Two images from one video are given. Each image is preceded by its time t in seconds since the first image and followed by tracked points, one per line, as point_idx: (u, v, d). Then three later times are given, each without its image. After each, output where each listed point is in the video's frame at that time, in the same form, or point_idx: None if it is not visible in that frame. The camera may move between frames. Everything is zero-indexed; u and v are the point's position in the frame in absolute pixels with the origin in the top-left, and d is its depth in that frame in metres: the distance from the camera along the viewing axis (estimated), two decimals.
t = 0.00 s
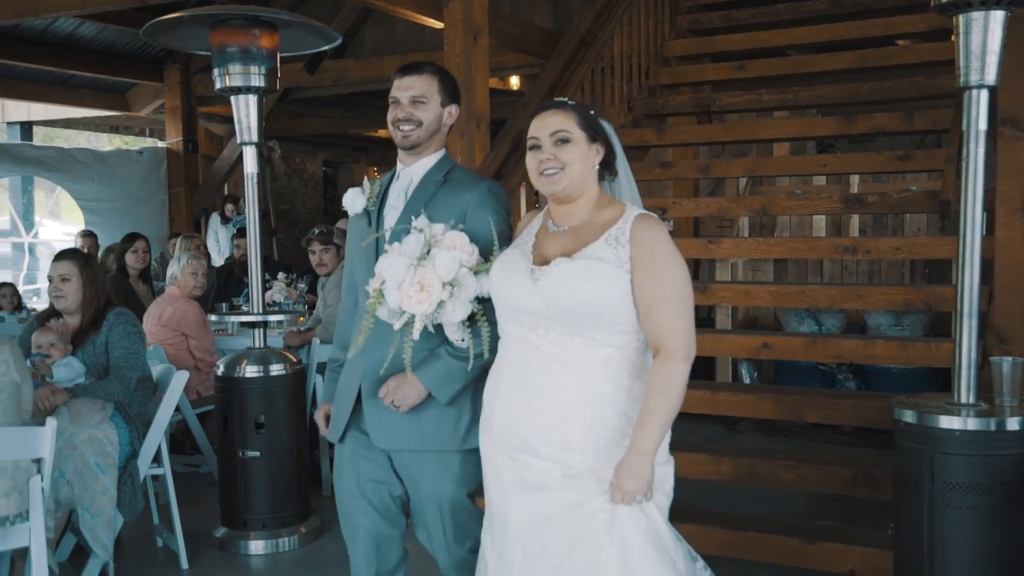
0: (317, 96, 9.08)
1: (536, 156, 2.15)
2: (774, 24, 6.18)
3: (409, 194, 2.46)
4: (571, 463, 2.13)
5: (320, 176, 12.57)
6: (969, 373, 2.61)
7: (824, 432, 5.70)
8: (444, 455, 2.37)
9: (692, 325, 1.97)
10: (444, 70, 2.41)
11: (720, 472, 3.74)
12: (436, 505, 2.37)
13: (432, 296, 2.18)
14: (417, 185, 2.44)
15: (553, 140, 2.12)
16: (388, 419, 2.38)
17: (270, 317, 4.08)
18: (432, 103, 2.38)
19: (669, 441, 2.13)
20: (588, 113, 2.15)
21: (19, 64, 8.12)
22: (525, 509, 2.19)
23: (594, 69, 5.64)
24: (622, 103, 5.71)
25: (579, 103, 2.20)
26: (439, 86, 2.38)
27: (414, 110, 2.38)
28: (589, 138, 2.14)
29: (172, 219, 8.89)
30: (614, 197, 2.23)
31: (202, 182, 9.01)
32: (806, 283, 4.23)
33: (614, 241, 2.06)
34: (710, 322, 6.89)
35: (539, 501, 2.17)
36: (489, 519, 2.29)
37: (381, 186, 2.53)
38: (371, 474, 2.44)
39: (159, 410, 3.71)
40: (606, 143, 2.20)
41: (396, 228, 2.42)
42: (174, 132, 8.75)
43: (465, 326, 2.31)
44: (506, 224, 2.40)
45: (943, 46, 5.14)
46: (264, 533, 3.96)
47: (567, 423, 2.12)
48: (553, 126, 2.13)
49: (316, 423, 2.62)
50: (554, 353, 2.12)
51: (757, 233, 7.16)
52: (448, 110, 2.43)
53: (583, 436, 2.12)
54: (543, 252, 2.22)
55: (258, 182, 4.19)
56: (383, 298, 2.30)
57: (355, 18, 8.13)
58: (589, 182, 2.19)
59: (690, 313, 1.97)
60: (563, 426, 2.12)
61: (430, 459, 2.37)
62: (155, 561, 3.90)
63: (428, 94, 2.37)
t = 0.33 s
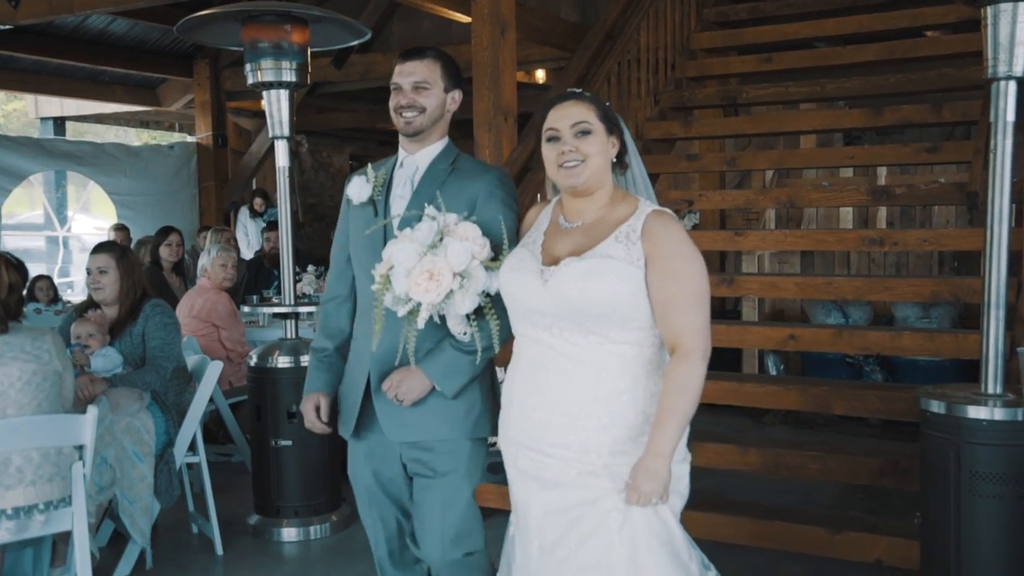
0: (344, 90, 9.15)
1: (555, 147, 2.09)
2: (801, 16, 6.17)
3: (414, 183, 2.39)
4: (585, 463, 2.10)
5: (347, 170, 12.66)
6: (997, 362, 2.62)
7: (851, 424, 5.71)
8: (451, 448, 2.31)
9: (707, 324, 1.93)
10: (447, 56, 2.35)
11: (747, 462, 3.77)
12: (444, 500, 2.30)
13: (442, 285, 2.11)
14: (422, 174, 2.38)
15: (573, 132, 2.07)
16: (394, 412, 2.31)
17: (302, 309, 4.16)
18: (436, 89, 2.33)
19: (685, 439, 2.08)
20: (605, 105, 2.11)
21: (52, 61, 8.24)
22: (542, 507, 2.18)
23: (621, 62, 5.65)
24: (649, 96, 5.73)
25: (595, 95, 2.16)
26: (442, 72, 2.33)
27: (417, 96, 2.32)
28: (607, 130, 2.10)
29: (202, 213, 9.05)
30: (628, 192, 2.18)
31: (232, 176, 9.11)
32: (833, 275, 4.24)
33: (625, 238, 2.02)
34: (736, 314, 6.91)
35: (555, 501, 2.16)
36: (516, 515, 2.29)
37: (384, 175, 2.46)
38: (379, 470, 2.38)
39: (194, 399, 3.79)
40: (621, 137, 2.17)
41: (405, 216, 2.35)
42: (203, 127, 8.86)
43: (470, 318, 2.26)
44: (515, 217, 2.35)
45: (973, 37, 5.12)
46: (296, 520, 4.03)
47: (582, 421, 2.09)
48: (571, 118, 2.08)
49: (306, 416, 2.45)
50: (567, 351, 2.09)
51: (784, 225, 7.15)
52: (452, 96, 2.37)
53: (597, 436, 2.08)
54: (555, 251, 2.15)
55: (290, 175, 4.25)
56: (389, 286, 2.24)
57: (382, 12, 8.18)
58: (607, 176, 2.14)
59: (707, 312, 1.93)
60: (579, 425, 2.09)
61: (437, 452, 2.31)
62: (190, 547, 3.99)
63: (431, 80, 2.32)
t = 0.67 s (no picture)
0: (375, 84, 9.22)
1: (575, 148, 2.02)
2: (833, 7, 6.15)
3: (424, 179, 2.29)
4: (600, 467, 2.06)
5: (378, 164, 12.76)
6: None
7: (883, 415, 5.71)
8: (461, 445, 2.24)
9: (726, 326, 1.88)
10: (455, 47, 2.24)
11: (779, 453, 3.78)
12: (452, 497, 2.24)
13: (456, 284, 2.05)
14: (432, 170, 2.28)
15: (593, 133, 1.99)
16: (402, 409, 2.25)
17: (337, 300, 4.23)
18: (444, 82, 2.21)
19: (703, 444, 2.03)
20: (627, 105, 2.03)
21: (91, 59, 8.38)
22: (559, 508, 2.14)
23: (652, 55, 5.65)
24: (680, 88, 5.74)
25: (615, 92, 2.08)
26: (450, 64, 2.22)
27: (425, 89, 2.21)
28: (628, 130, 2.02)
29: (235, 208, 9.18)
30: (648, 193, 2.11)
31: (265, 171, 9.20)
32: (865, 267, 4.24)
33: (641, 237, 1.96)
34: (767, 306, 6.93)
35: (570, 504, 2.12)
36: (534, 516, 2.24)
37: (393, 169, 2.35)
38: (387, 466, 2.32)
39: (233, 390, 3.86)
40: (641, 136, 2.09)
41: (416, 210, 2.25)
42: (237, 123, 8.91)
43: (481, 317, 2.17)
44: (527, 213, 2.27)
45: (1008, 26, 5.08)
46: (332, 509, 4.11)
47: (597, 424, 2.05)
48: (591, 118, 2.01)
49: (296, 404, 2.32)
50: (581, 352, 2.05)
51: (815, 216, 7.13)
52: (460, 88, 2.26)
53: (612, 438, 2.04)
54: (570, 250, 2.10)
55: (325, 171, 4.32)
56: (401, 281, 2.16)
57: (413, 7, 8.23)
58: (627, 176, 2.07)
59: (726, 315, 1.87)
60: (593, 427, 2.05)
61: (446, 449, 2.24)
62: (230, 535, 4.08)
63: (439, 72, 2.20)
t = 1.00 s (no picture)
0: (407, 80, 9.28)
1: (590, 141, 2.01)
2: None
3: (434, 180, 2.25)
4: (613, 468, 2.00)
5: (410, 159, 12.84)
6: None
7: (917, 407, 5.70)
8: (469, 459, 2.18)
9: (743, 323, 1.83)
10: (464, 45, 2.20)
11: (812, 443, 3.79)
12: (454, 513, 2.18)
13: (476, 280, 2.02)
14: (442, 172, 2.23)
15: (609, 125, 1.98)
16: (413, 419, 2.19)
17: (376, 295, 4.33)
18: (453, 82, 2.17)
19: (720, 445, 1.97)
20: (643, 95, 2.01)
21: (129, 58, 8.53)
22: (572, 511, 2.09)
23: (683, 48, 5.66)
24: (711, 80, 5.75)
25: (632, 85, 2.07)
26: (459, 63, 2.17)
27: (433, 90, 2.17)
28: (645, 121, 2.00)
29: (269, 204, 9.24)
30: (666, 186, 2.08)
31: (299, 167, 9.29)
32: (898, 258, 4.23)
33: (655, 231, 1.92)
34: (799, 297, 6.93)
35: (583, 508, 2.06)
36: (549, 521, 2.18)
37: (402, 171, 2.29)
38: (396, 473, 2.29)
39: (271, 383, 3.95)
40: (659, 129, 2.06)
41: (428, 210, 2.21)
42: (271, 119, 8.98)
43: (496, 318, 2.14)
44: (541, 212, 2.23)
45: None
46: (369, 499, 4.18)
47: (609, 423, 1.99)
48: (608, 109, 1.99)
49: (300, 411, 2.25)
50: (591, 346, 2.01)
51: (848, 207, 7.10)
52: (470, 87, 2.22)
53: (624, 438, 1.98)
54: (584, 243, 2.08)
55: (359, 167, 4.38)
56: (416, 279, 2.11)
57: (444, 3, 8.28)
58: (644, 168, 2.04)
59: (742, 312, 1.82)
60: (606, 427, 2.00)
61: (454, 461, 2.18)
62: (269, 525, 4.17)
63: (448, 72, 2.16)
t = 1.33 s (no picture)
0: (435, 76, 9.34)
1: (595, 130, 2.02)
2: None
3: (442, 175, 2.26)
4: (627, 462, 2.02)
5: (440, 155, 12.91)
6: None
7: (950, 400, 5.68)
8: (470, 455, 2.18)
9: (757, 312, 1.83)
10: (470, 36, 2.21)
11: (843, 436, 3.81)
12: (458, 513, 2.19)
13: (486, 275, 2.03)
14: (450, 165, 2.25)
15: (615, 114, 1.99)
16: (418, 415, 2.21)
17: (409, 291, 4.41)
18: (459, 75, 2.19)
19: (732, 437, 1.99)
20: (652, 83, 2.01)
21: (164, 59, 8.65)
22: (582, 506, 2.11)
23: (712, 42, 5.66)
24: (740, 74, 5.75)
25: (643, 72, 2.07)
26: (465, 56, 2.19)
27: (439, 84, 2.19)
28: (653, 109, 2.00)
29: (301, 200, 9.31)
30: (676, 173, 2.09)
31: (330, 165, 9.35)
32: (929, 250, 4.22)
33: (666, 216, 1.93)
34: (830, 290, 6.92)
35: (595, 506, 2.08)
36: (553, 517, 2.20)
37: (410, 165, 2.31)
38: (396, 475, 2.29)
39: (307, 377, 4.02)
40: (670, 118, 2.06)
41: (436, 205, 2.22)
42: (302, 117, 9.06)
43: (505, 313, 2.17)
44: (551, 206, 2.25)
45: None
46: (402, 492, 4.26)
47: (622, 415, 2.01)
48: (615, 97, 2.00)
49: (320, 428, 2.33)
50: (605, 337, 2.02)
51: (879, 199, 7.06)
52: (478, 80, 2.23)
53: (638, 431, 2.00)
54: (592, 232, 2.10)
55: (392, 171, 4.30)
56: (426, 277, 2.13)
57: None
58: (652, 157, 2.05)
59: (756, 301, 1.83)
60: (618, 419, 2.02)
61: (456, 457, 2.19)
62: (305, 517, 4.25)
63: (454, 65, 2.18)
